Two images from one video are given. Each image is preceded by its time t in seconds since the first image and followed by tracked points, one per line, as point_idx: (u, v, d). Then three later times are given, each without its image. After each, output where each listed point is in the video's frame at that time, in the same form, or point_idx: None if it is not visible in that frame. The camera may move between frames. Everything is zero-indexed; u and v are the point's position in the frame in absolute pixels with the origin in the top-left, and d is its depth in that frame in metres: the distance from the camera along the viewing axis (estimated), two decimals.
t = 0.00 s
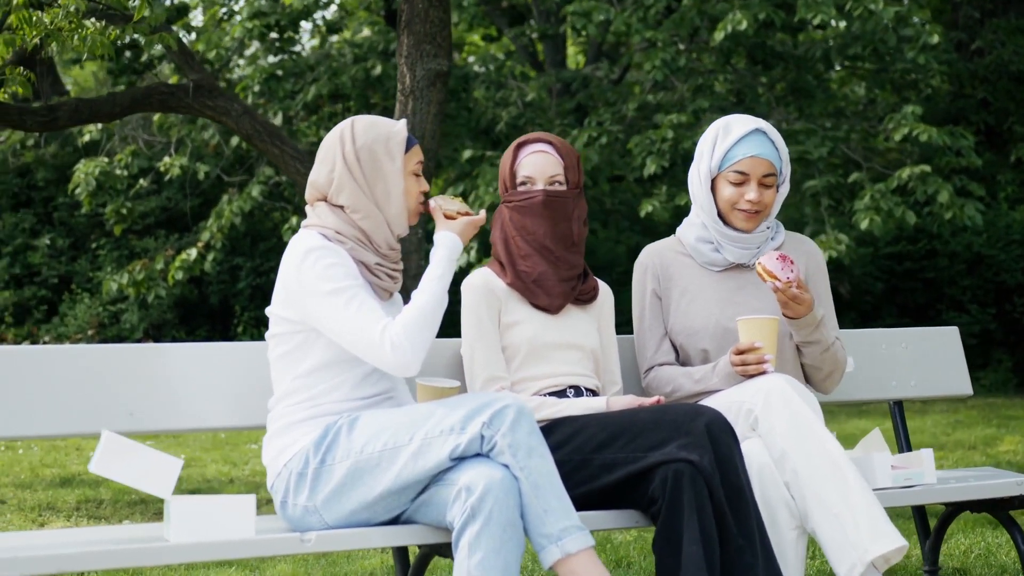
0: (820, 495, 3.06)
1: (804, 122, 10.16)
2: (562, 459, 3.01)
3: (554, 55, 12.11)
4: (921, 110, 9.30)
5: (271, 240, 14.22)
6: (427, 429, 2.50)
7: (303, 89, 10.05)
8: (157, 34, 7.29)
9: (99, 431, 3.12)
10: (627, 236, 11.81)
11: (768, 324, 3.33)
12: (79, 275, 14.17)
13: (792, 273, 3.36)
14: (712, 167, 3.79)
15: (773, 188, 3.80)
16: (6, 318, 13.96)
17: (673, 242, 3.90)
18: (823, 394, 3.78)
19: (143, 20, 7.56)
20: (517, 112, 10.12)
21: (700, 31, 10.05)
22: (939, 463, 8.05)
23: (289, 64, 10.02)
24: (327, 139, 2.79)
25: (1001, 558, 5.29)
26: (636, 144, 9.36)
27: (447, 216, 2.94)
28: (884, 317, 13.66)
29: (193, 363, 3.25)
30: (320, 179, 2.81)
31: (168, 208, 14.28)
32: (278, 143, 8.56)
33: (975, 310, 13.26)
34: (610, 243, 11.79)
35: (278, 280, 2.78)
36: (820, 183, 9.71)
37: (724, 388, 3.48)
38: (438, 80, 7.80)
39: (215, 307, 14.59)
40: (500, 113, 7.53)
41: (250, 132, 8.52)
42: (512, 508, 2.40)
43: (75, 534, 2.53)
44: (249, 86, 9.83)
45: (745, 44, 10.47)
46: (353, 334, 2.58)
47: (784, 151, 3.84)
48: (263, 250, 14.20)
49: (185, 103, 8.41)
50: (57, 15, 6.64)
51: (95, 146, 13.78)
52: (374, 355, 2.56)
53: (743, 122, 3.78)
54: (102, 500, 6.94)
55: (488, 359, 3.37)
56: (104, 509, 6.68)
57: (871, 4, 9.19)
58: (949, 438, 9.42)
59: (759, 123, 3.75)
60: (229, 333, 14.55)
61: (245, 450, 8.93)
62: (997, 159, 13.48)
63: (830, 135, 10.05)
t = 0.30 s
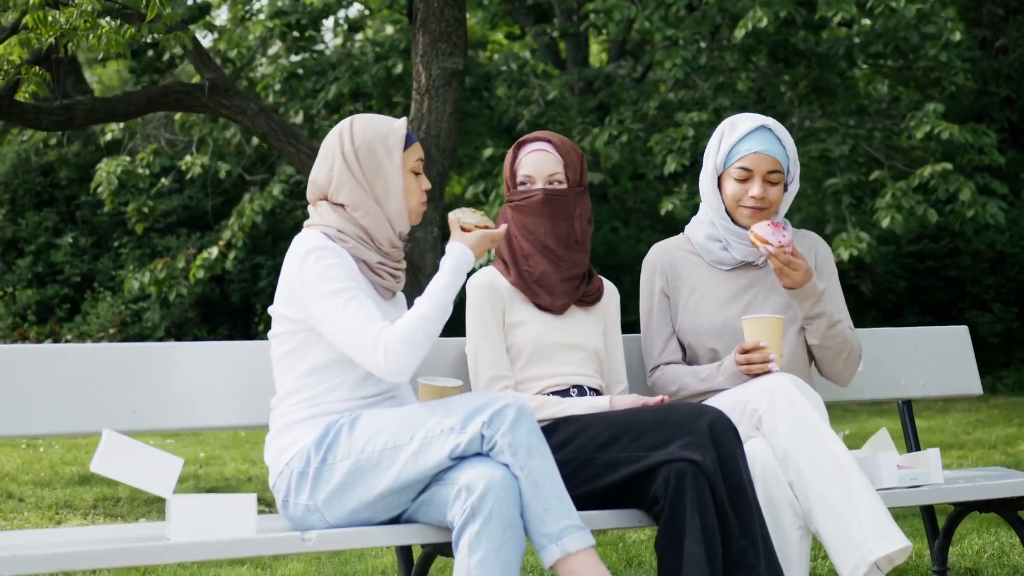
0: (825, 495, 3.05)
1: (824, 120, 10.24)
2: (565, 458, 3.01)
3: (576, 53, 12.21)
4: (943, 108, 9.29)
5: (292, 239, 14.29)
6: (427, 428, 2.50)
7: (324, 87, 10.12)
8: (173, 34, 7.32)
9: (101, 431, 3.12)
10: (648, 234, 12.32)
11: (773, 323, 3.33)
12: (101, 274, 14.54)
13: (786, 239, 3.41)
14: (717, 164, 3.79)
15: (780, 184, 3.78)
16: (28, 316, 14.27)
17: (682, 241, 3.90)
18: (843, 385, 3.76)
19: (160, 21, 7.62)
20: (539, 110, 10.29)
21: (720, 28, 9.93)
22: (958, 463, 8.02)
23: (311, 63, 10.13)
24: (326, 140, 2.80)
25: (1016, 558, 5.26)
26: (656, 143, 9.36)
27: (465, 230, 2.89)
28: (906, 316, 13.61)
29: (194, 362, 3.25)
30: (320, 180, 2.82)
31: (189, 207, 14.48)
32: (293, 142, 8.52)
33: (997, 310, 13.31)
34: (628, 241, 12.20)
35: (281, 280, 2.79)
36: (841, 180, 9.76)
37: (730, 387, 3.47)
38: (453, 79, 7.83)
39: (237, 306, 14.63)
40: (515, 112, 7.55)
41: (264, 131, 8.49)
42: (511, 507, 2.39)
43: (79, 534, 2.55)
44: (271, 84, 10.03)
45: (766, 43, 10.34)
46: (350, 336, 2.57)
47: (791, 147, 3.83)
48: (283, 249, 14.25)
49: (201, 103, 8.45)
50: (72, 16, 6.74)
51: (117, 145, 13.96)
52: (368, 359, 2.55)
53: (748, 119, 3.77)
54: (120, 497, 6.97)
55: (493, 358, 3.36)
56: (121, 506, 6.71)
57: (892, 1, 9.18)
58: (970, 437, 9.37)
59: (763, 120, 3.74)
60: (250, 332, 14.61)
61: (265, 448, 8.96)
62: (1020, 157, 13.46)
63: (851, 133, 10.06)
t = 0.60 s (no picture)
0: (827, 494, 3.04)
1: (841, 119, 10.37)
2: (567, 458, 3.01)
3: (594, 51, 12.26)
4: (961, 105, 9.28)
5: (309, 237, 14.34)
6: (428, 427, 2.51)
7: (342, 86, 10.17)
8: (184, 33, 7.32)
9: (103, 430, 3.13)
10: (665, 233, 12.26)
11: (776, 321, 3.33)
12: (119, 273, 14.72)
13: (776, 219, 3.50)
14: (718, 162, 3.80)
15: (783, 179, 3.75)
16: (46, 315, 14.39)
17: (691, 238, 3.89)
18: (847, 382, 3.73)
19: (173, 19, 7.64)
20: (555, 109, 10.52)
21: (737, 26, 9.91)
22: (973, 461, 8.00)
23: (328, 61, 10.14)
24: (326, 139, 2.81)
25: None
26: (672, 141, 9.36)
27: (478, 243, 2.87)
28: (923, 314, 14.02)
29: (196, 361, 3.26)
30: (321, 178, 2.82)
31: (206, 205, 14.60)
32: (306, 141, 8.52)
33: (1015, 308, 13.61)
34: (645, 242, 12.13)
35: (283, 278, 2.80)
36: (858, 179, 9.80)
37: (733, 386, 3.47)
38: (466, 77, 7.83)
39: (254, 305, 14.68)
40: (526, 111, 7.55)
41: (277, 130, 8.49)
42: (511, 506, 2.39)
43: (81, 532, 2.56)
44: (287, 83, 9.88)
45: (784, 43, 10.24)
46: (347, 337, 2.57)
47: (795, 143, 3.81)
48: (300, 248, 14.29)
49: (213, 101, 8.45)
50: (84, 15, 6.77)
51: (134, 144, 14.04)
52: (362, 361, 2.55)
53: (748, 116, 3.78)
54: (133, 496, 6.98)
55: (496, 356, 3.36)
56: (134, 504, 6.73)
57: None
58: (986, 435, 9.34)
59: (763, 116, 3.74)
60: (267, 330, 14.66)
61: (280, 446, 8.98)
62: None
63: (868, 131, 10.11)
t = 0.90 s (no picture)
0: (829, 493, 3.04)
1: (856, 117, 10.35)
2: (568, 457, 3.01)
3: (610, 49, 12.29)
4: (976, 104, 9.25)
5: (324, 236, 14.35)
6: (427, 426, 2.51)
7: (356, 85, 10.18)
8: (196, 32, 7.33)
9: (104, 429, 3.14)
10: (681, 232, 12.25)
11: (778, 321, 3.32)
12: (135, 272, 14.75)
13: (769, 218, 3.51)
14: (722, 160, 3.80)
15: (786, 176, 3.74)
16: (62, 314, 14.44)
17: (698, 237, 3.88)
18: (847, 381, 3.72)
19: (184, 19, 7.66)
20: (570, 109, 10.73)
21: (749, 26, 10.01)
22: (988, 460, 7.96)
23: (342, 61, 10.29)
24: (326, 137, 2.81)
25: None
26: (687, 139, 9.35)
27: (485, 250, 2.88)
28: (940, 313, 14.05)
29: (196, 360, 3.26)
30: (321, 177, 2.83)
31: (222, 205, 14.64)
32: (316, 140, 8.51)
33: None
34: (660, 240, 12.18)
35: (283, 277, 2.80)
36: (873, 177, 9.78)
37: (736, 385, 3.47)
38: (476, 76, 7.83)
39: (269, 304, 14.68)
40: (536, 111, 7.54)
41: (286, 129, 8.47)
42: (509, 505, 2.39)
43: (81, 530, 2.57)
44: (302, 82, 9.95)
45: (798, 41, 10.31)
46: (345, 337, 2.57)
47: (799, 140, 3.81)
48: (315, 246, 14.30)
49: (225, 100, 8.45)
50: (94, 14, 6.79)
51: (150, 144, 14.09)
52: (359, 362, 2.54)
53: (751, 114, 3.79)
54: (146, 494, 6.98)
55: (498, 355, 3.36)
56: (145, 503, 6.73)
57: None
58: (1001, 434, 9.29)
59: (764, 113, 3.75)
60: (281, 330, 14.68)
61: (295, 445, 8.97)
62: None
63: (883, 129, 10.09)
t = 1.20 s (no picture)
0: (833, 493, 3.03)
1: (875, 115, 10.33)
2: (572, 456, 3.01)
3: (629, 46, 12.30)
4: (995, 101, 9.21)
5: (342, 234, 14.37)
6: (428, 426, 2.51)
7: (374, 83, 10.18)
8: (212, 31, 7.35)
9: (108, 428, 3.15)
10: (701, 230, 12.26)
11: (783, 320, 3.32)
12: (154, 270, 14.80)
13: (772, 216, 3.50)
14: (729, 159, 3.80)
15: (793, 173, 3.73)
16: (81, 312, 14.49)
17: (707, 235, 3.87)
18: (853, 381, 3.70)
19: (197, 17, 7.67)
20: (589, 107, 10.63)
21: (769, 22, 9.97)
22: (1006, 460, 7.93)
23: (361, 59, 10.25)
24: (329, 136, 2.81)
25: None
26: (704, 137, 9.33)
27: (493, 255, 2.83)
28: (959, 310, 14.17)
29: (199, 359, 3.28)
30: (324, 176, 2.83)
31: (241, 203, 14.68)
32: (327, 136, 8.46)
33: None
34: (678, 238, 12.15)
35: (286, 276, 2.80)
36: (891, 175, 9.75)
37: (741, 385, 3.46)
38: (490, 74, 7.82)
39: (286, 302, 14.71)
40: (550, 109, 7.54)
41: (300, 128, 8.47)
42: (510, 504, 2.39)
43: (85, 530, 2.58)
44: (319, 81, 9.96)
45: (816, 39, 10.33)
46: (346, 338, 2.57)
47: (807, 139, 3.79)
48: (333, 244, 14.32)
49: (238, 99, 8.44)
50: (108, 14, 6.82)
51: (168, 142, 14.11)
52: (359, 363, 2.55)
53: (757, 113, 3.79)
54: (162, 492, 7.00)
55: (503, 354, 3.36)
56: (161, 501, 6.75)
57: None
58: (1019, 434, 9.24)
59: (771, 111, 3.74)
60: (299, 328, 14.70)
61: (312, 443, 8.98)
62: None
63: (902, 127, 10.06)
